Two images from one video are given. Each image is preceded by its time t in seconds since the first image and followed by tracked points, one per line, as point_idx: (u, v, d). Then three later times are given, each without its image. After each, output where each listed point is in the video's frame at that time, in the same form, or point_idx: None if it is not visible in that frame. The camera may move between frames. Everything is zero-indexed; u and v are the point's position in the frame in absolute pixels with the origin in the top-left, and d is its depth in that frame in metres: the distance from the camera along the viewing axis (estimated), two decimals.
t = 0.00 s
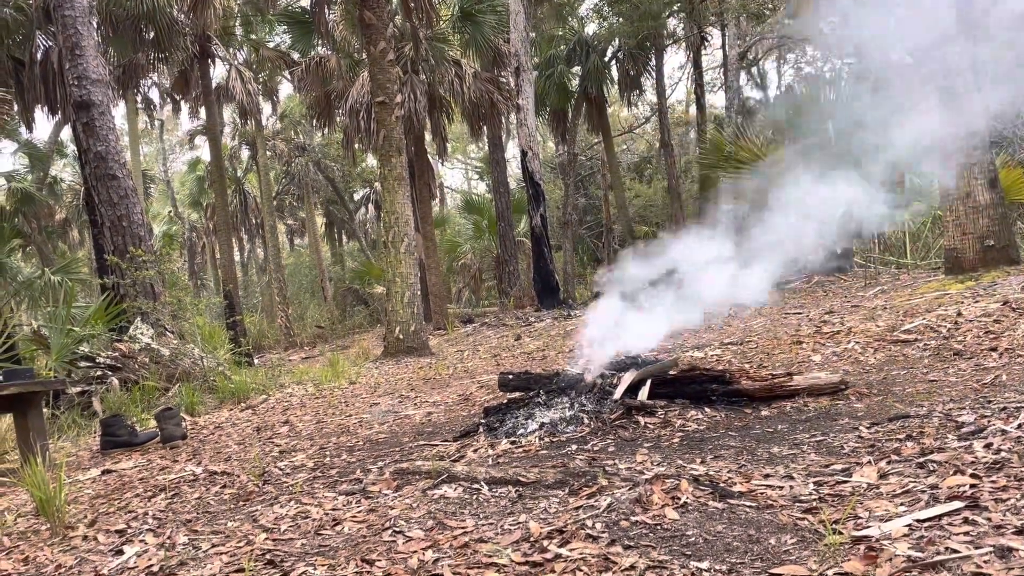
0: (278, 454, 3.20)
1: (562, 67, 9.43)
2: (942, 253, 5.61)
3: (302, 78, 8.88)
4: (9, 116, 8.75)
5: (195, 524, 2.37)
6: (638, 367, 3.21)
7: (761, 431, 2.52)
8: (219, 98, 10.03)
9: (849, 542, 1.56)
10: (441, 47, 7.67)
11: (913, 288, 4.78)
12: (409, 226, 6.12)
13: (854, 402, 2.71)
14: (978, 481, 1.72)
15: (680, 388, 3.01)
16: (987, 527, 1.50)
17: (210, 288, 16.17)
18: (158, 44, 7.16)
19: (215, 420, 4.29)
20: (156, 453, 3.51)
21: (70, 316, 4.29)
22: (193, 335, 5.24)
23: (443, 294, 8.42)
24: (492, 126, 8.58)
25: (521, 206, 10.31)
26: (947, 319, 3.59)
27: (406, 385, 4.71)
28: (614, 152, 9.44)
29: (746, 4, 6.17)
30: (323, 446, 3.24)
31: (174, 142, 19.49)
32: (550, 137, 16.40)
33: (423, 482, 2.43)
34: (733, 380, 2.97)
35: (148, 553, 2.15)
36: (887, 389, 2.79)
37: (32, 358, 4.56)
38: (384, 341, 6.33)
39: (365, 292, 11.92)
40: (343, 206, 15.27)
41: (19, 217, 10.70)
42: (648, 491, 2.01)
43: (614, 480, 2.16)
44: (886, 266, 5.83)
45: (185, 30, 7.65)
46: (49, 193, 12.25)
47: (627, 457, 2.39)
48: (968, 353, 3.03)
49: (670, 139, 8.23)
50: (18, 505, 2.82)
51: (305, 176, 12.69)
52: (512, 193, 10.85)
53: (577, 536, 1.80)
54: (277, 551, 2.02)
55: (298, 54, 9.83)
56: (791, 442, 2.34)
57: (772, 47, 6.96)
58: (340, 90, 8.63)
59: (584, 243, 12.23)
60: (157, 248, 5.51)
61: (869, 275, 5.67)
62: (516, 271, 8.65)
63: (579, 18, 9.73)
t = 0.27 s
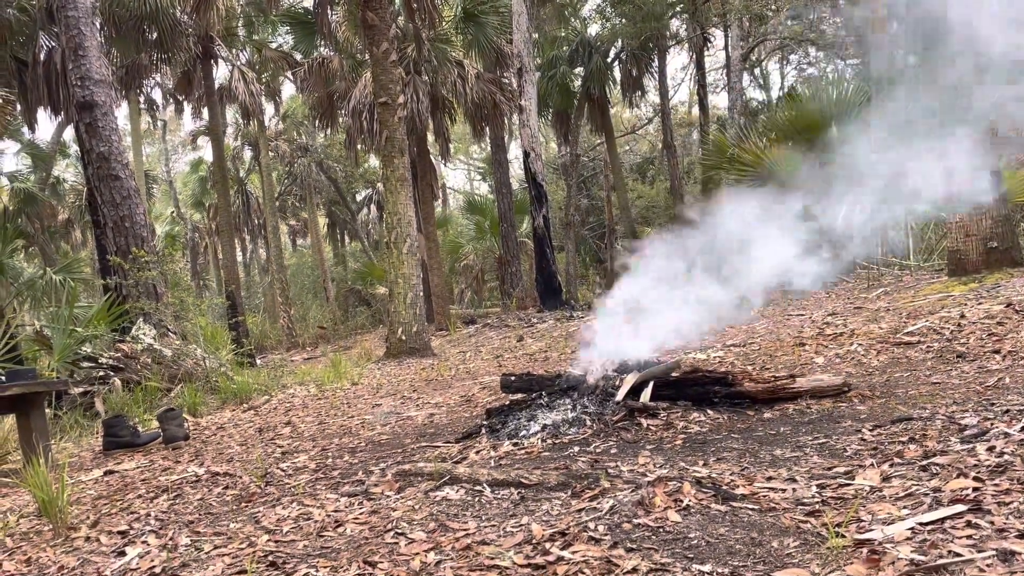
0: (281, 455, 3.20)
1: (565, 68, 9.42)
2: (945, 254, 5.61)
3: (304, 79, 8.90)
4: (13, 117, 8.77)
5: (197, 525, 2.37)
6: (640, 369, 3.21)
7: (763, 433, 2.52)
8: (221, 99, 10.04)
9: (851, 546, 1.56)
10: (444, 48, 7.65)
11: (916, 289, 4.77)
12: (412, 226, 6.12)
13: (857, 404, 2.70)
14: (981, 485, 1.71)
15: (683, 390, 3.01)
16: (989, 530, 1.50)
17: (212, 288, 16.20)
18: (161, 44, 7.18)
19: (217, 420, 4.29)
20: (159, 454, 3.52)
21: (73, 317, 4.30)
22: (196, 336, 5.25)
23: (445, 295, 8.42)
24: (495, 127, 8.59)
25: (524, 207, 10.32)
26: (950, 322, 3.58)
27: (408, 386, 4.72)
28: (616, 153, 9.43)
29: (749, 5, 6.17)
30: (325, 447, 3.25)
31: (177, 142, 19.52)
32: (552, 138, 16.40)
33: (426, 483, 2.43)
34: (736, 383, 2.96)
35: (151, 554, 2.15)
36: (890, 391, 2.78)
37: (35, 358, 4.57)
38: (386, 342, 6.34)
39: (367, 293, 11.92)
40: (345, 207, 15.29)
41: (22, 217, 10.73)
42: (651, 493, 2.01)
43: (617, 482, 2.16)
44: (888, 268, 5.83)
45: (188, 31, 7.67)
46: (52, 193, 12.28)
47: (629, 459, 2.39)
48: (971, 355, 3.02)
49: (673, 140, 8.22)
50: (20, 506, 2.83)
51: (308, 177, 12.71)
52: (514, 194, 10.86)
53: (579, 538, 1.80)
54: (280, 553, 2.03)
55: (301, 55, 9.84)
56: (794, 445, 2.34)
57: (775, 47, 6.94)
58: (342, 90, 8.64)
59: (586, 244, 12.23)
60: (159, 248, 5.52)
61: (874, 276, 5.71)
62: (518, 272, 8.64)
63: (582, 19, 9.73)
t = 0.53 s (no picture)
0: (282, 456, 3.21)
1: (567, 69, 9.42)
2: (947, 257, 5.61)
3: (306, 80, 8.91)
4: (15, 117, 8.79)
5: (198, 525, 2.38)
6: (642, 371, 3.20)
7: (765, 436, 2.52)
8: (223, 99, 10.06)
9: (853, 548, 1.56)
10: (446, 49, 7.65)
11: (917, 292, 4.77)
12: (413, 227, 6.13)
13: (858, 406, 2.70)
14: (983, 487, 1.71)
15: (685, 392, 3.01)
16: (991, 533, 1.50)
17: (214, 289, 16.22)
18: (164, 45, 7.19)
19: (219, 421, 4.30)
20: (160, 454, 3.52)
21: (75, 317, 4.31)
22: (197, 336, 5.26)
23: (446, 296, 8.42)
24: (497, 128, 8.59)
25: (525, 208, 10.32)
26: (952, 324, 3.58)
27: (409, 387, 4.72)
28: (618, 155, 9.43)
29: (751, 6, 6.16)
30: (327, 448, 3.25)
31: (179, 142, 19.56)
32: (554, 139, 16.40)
33: (427, 484, 2.43)
34: (738, 385, 2.96)
35: (152, 554, 2.16)
36: (892, 394, 2.78)
37: (37, 358, 4.58)
38: (387, 343, 6.35)
39: (369, 294, 11.93)
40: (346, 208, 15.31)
41: (24, 218, 10.75)
42: (652, 495, 2.01)
43: (618, 484, 2.16)
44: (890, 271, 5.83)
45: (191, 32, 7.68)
46: (54, 193, 12.30)
47: (630, 461, 2.39)
48: (973, 357, 3.02)
49: (675, 142, 8.21)
50: (21, 506, 2.83)
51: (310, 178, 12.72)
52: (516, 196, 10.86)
53: (580, 540, 1.80)
54: (281, 553, 2.03)
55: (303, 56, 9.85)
56: (796, 447, 2.34)
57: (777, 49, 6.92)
58: (344, 91, 8.64)
59: (588, 246, 12.24)
60: (161, 249, 5.53)
61: (876, 278, 5.74)
62: (520, 274, 8.65)
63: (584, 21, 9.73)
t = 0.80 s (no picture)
0: (283, 456, 3.21)
1: (568, 70, 9.41)
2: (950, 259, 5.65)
3: (308, 80, 8.92)
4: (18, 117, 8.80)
5: (199, 525, 2.38)
6: (643, 372, 3.21)
7: (766, 437, 2.52)
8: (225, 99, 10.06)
9: (854, 550, 1.56)
10: (448, 50, 7.65)
11: (919, 294, 4.78)
12: (414, 228, 6.13)
13: (859, 408, 2.70)
14: (983, 489, 1.71)
15: (686, 393, 3.01)
16: (992, 535, 1.50)
17: (215, 288, 16.24)
18: (166, 45, 7.19)
19: (219, 421, 4.30)
20: (161, 454, 3.52)
21: (75, 316, 4.31)
22: (198, 336, 5.27)
23: (447, 296, 8.43)
24: (498, 129, 8.59)
25: (527, 209, 10.33)
26: (953, 326, 3.58)
27: (410, 388, 4.72)
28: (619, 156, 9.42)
29: (752, 8, 6.16)
30: (328, 448, 3.25)
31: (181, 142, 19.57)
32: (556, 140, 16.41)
33: (428, 485, 2.43)
34: (739, 386, 2.96)
35: (153, 554, 2.16)
36: (893, 396, 2.78)
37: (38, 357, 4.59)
38: (388, 343, 6.35)
39: (370, 294, 11.94)
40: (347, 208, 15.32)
41: (25, 217, 10.77)
42: (653, 496, 2.01)
43: (619, 485, 2.16)
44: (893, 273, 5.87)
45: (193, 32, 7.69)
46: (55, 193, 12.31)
47: (631, 462, 2.39)
48: (974, 359, 3.02)
49: (676, 143, 8.20)
50: (22, 505, 2.83)
51: (311, 178, 12.73)
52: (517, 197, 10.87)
53: (581, 541, 1.80)
54: (281, 554, 2.03)
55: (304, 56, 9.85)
56: (797, 448, 2.34)
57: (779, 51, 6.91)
58: (346, 92, 8.65)
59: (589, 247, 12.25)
60: (162, 248, 5.53)
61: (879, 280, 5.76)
62: (521, 274, 8.65)
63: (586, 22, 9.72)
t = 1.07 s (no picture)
0: (282, 455, 3.20)
1: (568, 71, 9.40)
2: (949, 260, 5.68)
3: (308, 80, 8.92)
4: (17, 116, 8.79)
5: (198, 523, 2.38)
6: (642, 372, 3.21)
7: (765, 437, 2.52)
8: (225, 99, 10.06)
9: (853, 549, 1.55)
10: (448, 50, 7.66)
11: (918, 294, 4.78)
12: (414, 228, 6.13)
13: (859, 408, 2.70)
14: (982, 489, 1.71)
15: (685, 393, 3.01)
16: (991, 535, 1.49)
17: (215, 288, 16.23)
18: (165, 44, 7.19)
19: (218, 420, 4.30)
20: (160, 453, 3.52)
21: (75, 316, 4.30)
22: (198, 336, 5.26)
23: (447, 296, 8.43)
24: (498, 129, 8.58)
25: (526, 209, 10.33)
26: (952, 327, 3.58)
27: (410, 388, 4.72)
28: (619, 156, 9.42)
29: (752, 8, 6.15)
30: (326, 448, 3.25)
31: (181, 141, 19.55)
32: (556, 140, 16.41)
33: (427, 484, 2.43)
34: (738, 386, 2.96)
35: (151, 553, 2.15)
36: (892, 396, 2.78)
37: (37, 356, 4.59)
38: (387, 343, 6.35)
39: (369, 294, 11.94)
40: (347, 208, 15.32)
41: (24, 216, 10.75)
42: (652, 496, 2.01)
43: (618, 484, 2.16)
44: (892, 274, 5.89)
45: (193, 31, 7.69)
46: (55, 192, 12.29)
47: (630, 462, 2.39)
48: (973, 360, 3.02)
49: (676, 143, 8.20)
50: (20, 504, 2.83)
51: (311, 178, 12.73)
52: (517, 197, 10.87)
53: (580, 540, 1.80)
54: (280, 553, 2.02)
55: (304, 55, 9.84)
56: (796, 448, 2.34)
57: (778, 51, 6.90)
58: (346, 91, 8.65)
59: (589, 247, 12.25)
60: (162, 248, 5.53)
61: (879, 278, 5.78)
62: (520, 274, 8.64)
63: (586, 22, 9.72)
